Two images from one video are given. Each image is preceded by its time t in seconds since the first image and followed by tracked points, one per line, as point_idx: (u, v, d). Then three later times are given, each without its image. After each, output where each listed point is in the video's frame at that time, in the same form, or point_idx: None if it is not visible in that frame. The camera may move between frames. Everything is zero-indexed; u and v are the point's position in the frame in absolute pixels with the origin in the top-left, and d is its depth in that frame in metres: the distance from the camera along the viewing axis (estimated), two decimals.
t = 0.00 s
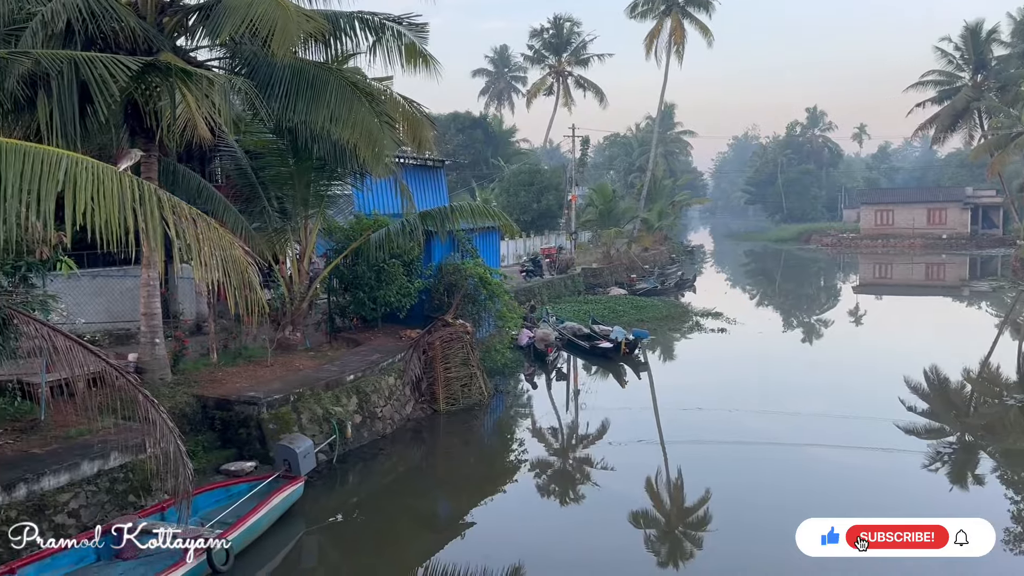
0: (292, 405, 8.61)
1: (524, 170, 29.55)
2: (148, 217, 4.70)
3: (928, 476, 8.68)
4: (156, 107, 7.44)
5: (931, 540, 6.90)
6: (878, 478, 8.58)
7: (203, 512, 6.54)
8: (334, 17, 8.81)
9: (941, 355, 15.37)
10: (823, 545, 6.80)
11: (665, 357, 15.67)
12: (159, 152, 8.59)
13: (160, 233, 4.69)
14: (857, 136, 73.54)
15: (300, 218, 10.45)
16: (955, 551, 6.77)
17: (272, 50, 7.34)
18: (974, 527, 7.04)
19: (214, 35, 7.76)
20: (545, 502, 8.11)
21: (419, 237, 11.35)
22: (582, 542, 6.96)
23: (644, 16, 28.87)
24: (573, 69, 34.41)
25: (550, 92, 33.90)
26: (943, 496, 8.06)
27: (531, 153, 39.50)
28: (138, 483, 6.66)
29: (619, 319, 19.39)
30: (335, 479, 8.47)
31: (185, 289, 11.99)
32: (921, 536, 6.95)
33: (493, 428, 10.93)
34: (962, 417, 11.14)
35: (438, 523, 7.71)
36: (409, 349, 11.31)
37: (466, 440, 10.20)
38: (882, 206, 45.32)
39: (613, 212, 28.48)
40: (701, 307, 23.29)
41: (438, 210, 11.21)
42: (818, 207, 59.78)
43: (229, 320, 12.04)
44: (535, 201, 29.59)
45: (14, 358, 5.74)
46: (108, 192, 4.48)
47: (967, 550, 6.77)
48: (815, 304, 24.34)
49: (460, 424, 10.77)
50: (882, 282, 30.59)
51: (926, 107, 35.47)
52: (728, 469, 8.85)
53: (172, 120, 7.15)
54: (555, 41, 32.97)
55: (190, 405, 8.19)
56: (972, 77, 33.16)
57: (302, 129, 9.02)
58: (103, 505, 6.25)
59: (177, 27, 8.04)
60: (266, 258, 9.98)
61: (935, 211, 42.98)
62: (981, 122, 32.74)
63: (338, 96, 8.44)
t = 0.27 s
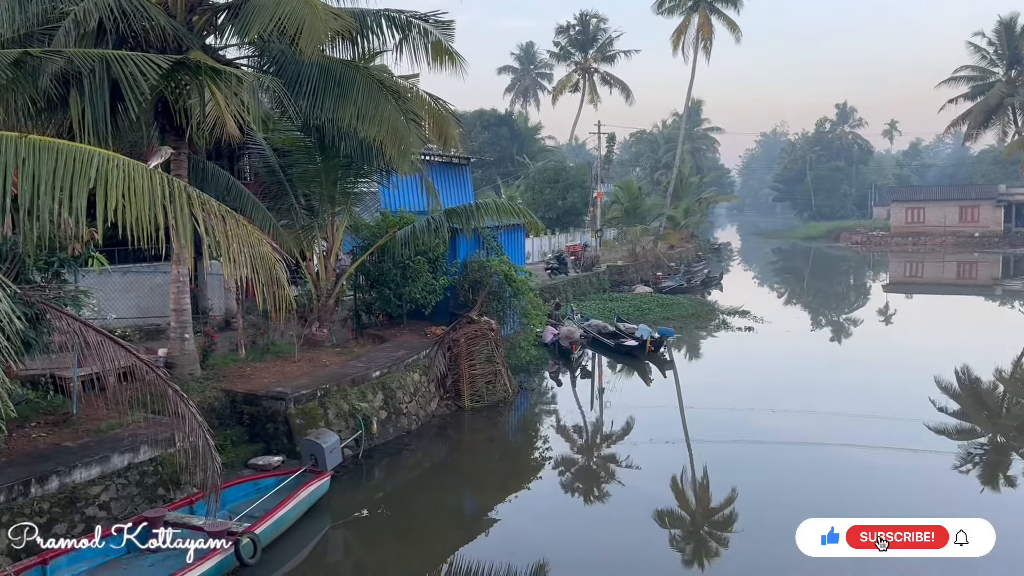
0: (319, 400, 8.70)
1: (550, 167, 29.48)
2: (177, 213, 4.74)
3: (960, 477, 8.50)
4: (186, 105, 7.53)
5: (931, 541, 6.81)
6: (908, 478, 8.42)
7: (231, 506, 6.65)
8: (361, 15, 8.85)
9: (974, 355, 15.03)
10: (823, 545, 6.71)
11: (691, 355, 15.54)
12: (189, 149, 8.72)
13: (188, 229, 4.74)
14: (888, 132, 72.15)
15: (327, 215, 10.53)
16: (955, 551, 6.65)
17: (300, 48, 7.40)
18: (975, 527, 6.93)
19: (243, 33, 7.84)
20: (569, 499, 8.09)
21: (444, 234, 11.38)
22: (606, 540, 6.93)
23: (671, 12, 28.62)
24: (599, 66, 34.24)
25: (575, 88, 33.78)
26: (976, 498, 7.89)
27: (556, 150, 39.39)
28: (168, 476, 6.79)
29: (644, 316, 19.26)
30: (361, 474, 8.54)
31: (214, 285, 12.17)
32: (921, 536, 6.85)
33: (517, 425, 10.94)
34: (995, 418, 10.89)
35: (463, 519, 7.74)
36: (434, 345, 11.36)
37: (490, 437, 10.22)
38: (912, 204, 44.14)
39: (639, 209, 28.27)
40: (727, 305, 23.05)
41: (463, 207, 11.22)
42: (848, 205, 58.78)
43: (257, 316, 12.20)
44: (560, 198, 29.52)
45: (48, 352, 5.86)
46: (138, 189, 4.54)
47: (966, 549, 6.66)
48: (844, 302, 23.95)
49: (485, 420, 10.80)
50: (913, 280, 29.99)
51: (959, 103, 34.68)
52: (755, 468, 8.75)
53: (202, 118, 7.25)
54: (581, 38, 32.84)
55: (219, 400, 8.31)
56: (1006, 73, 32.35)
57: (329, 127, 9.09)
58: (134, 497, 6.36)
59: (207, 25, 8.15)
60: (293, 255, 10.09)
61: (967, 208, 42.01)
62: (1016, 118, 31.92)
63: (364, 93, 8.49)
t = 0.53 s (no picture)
0: (343, 396, 8.77)
1: (573, 164, 29.38)
2: (204, 209, 4.80)
3: (991, 479, 8.32)
4: (213, 103, 7.62)
5: (931, 541, 6.72)
6: (938, 479, 8.26)
7: (257, 500, 6.74)
8: (386, 13, 8.88)
9: (1006, 355, 14.70)
10: (823, 545, 6.65)
11: (715, 354, 15.40)
12: (216, 147, 8.84)
13: (215, 226, 4.79)
14: (918, 128, 70.83)
15: (351, 213, 10.60)
16: (955, 551, 6.56)
17: (325, 46, 7.45)
18: (976, 528, 6.84)
19: (269, 31, 7.92)
20: (591, 498, 8.06)
21: (468, 232, 11.40)
22: (629, 539, 6.89)
23: (696, 8, 28.36)
24: (623, 63, 34.04)
25: (599, 86, 33.63)
26: (1008, 500, 7.71)
27: (579, 147, 39.26)
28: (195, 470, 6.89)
29: (668, 315, 19.11)
30: (384, 470, 8.59)
31: (240, 282, 12.32)
32: (921, 535, 6.77)
33: (540, 422, 10.93)
34: None
35: (486, 516, 7.75)
36: (457, 342, 11.38)
37: (513, 434, 10.23)
38: (941, 202, 42.80)
39: (663, 207, 28.05)
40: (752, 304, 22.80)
41: (486, 204, 11.24)
42: (876, 202, 57.80)
43: (282, 313, 12.33)
44: (584, 195, 29.42)
45: (77, 347, 5.97)
46: (166, 186, 4.61)
47: (967, 550, 6.57)
48: (871, 301, 23.56)
49: (507, 418, 10.81)
50: (943, 279, 29.42)
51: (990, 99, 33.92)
52: (780, 468, 8.65)
53: (228, 115, 7.33)
54: (606, 35, 32.67)
55: (245, 395, 8.41)
56: None
57: (354, 124, 9.14)
58: (162, 491, 6.47)
59: (233, 24, 8.25)
60: (318, 252, 10.18)
61: (999, 207, 41.09)
62: None
63: (389, 91, 8.54)
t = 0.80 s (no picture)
0: (363, 393, 8.81)
1: (593, 162, 29.27)
2: (227, 207, 4.82)
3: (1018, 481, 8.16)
4: (236, 101, 7.70)
5: (930, 540, 6.65)
6: (964, 481, 8.11)
7: (278, 495, 6.80)
8: (407, 11, 8.91)
9: None
10: (822, 546, 6.60)
11: (736, 353, 15.27)
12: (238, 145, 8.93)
13: (238, 223, 4.82)
14: (943, 125, 69.61)
15: (372, 210, 10.65)
16: (954, 551, 6.49)
17: (347, 44, 7.48)
18: (976, 528, 6.77)
19: (291, 30, 7.98)
20: (610, 497, 8.03)
21: (487, 229, 11.41)
22: (648, 538, 6.86)
23: (718, 5, 28.10)
24: (644, 60, 33.84)
25: (620, 83, 33.46)
26: None
27: (600, 145, 39.10)
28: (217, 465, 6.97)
29: (689, 313, 18.97)
30: (404, 467, 8.63)
31: (262, 279, 12.44)
32: (920, 534, 6.71)
33: (559, 421, 10.91)
34: None
35: (505, 514, 7.76)
36: (477, 340, 11.39)
37: (532, 433, 10.22)
38: (966, 201, 42.07)
39: (683, 205, 27.83)
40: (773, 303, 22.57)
41: (506, 202, 11.23)
42: (901, 201, 56.92)
43: (303, 310, 12.43)
44: (604, 193, 29.29)
45: (102, 343, 6.07)
46: (189, 183, 4.65)
47: (968, 549, 6.49)
48: (895, 301, 23.21)
49: (526, 416, 10.81)
50: (969, 279, 28.90)
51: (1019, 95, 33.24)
52: (802, 468, 8.55)
53: (251, 114, 7.39)
54: (627, 32, 32.49)
55: (266, 392, 8.49)
56: None
57: (375, 122, 9.18)
58: (184, 486, 6.56)
59: (256, 23, 8.33)
60: (339, 249, 10.25)
61: None
62: None
63: (410, 89, 8.56)
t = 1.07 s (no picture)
0: (380, 390, 8.86)
1: (610, 160, 29.15)
2: (246, 204, 4.85)
3: None
4: (255, 99, 7.75)
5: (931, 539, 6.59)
6: (986, 483, 8.00)
7: (295, 491, 6.86)
8: (425, 10, 8.92)
9: None
10: (823, 546, 6.52)
11: (753, 353, 15.15)
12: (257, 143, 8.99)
13: (257, 220, 4.85)
14: (965, 123, 68.58)
15: (389, 209, 10.68)
16: (953, 551, 6.43)
17: (365, 42, 7.51)
18: (977, 527, 6.70)
19: (310, 29, 8.02)
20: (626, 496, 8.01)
21: (504, 227, 11.40)
22: (664, 538, 6.82)
23: (737, 2, 27.86)
24: (662, 58, 33.65)
25: (638, 81, 33.30)
26: None
27: (617, 143, 38.94)
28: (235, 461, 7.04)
29: (706, 312, 18.85)
30: (420, 464, 8.66)
31: (280, 276, 12.53)
32: (920, 533, 6.64)
33: (575, 419, 10.89)
34: None
35: (520, 511, 7.76)
36: (493, 338, 11.39)
37: (548, 431, 10.22)
38: (987, 200, 41.43)
39: (701, 203, 27.64)
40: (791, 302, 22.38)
41: (522, 200, 11.22)
42: (921, 199, 56.18)
43: (320, 307, 12.50)
44: (620, 192, 29.17)
45: (122, 339, 6.14)
46: (209, 180, 4.69)
47: (969, 551, 6.42)
48: (916, 301, 22.92)
49: (542, 414, 10.81)
50: (991, 278, 28.46)
51: None
52: (821, 469, 8.47)
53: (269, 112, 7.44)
54: (645, 30, 32.32)
55: (284, 388, 8.55)
56: None
57: (392, 120, 9.21)
58: (203, 481, 6.62)
59: (275, 21, 8.38)
60: (356, 247, 10.30)
61: None
62: None
63: (427, 87, 8.58)
